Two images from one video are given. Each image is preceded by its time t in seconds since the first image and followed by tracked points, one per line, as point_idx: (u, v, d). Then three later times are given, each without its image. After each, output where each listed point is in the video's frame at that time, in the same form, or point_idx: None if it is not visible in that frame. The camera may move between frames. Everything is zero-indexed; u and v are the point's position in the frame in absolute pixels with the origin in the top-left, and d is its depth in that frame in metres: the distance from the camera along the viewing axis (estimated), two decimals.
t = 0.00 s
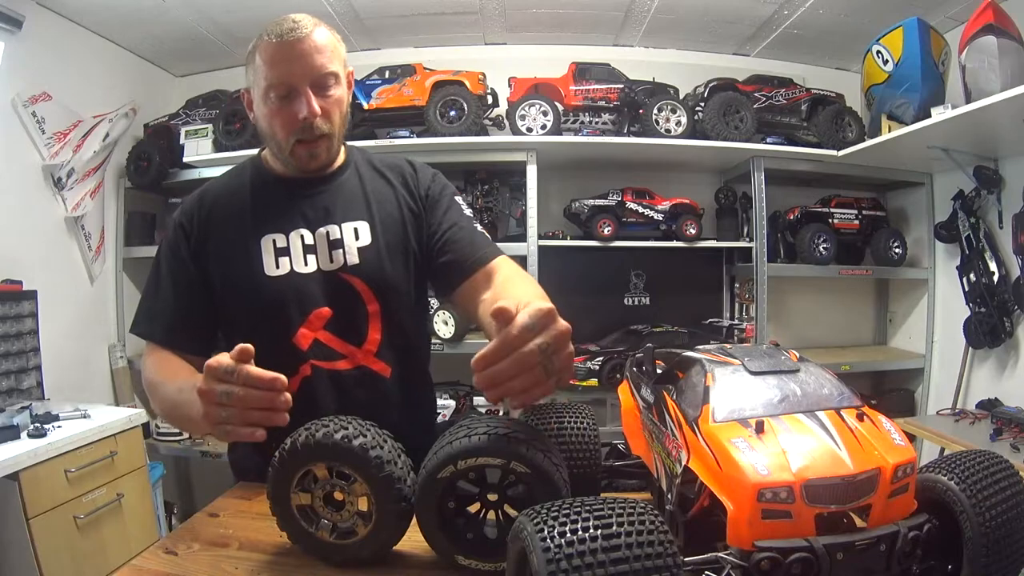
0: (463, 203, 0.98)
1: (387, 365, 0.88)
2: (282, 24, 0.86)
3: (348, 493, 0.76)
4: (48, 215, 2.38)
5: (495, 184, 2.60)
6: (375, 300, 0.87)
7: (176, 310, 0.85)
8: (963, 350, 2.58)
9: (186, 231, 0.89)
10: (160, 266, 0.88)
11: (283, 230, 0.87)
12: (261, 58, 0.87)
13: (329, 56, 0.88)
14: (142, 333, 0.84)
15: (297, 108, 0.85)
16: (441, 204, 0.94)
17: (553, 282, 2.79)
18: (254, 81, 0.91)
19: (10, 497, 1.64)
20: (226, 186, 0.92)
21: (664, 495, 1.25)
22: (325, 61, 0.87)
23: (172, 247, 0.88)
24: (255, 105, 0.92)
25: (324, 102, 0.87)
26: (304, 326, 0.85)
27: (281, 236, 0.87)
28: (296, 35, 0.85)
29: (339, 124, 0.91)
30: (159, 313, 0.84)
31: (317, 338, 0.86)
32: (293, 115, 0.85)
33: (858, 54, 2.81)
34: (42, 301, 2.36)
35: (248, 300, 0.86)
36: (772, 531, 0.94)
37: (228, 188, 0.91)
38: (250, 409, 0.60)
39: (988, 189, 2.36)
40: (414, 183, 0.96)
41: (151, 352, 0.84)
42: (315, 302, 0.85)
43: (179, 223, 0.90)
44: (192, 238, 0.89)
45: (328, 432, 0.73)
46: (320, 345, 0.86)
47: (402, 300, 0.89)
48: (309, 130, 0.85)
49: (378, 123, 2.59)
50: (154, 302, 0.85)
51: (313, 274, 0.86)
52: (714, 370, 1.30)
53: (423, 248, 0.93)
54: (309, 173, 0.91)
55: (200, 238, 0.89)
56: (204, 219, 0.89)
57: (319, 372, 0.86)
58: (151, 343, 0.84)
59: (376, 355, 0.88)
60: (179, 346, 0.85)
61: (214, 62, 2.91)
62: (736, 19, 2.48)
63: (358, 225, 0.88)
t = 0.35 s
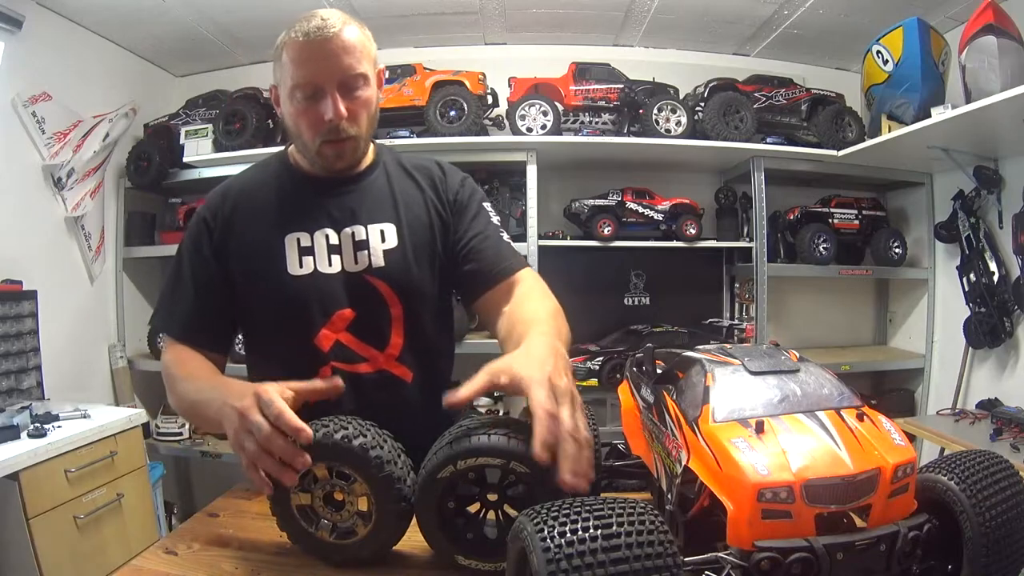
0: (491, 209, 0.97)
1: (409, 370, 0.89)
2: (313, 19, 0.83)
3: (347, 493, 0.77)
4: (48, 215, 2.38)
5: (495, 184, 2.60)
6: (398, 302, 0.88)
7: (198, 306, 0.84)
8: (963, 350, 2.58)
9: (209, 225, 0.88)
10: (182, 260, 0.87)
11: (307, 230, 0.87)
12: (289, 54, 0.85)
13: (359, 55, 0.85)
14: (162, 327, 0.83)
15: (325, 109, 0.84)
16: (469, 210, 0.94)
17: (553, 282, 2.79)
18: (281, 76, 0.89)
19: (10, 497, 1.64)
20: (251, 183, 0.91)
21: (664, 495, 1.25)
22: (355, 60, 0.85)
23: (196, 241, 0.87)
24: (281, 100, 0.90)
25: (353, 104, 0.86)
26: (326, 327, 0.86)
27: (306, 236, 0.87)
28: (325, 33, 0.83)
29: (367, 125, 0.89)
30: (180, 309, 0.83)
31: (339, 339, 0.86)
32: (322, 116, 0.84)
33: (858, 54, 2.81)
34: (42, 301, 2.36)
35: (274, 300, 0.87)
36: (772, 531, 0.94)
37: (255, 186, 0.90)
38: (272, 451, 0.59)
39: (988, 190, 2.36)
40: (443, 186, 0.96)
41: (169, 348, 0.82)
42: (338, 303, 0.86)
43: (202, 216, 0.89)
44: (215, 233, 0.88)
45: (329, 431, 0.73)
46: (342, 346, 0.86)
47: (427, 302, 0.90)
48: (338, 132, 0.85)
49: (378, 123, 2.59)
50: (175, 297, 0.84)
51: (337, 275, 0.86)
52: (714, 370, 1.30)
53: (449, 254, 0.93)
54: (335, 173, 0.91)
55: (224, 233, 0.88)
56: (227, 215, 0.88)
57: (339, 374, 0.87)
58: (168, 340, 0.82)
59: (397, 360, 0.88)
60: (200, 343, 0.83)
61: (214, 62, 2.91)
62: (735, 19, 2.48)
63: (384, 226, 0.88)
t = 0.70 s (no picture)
0: (514, 214, 0.99)
1: (432, 373, 0.91)
2: (323, 24, 0.81)
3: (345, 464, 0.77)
4: (47, 215, 2.38)
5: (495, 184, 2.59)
6: (422, 305, 0.88)
7: (203, 314, 0.88)
8: (963, 350, 2.58)
9: (216, 233, 0.89)
10: (191, 266, 0.89)
11: (326, 233, 0.86)
12: (299, 59, 0.83)
13: (371, 60, 0.84)
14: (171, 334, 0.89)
15: (340, 118, 0.84)
16: (497, 221, 0.95)
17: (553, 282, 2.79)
18: (291, 78, 0.87)
19: (10, 497, 1.64)
20: (261, 187, 0.90)
21: (664, 495, 1.26)
22: (368, 66, 0.84)
23: (202, 249, 0.88)
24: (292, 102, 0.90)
25: (366, 110, 0.86)
26: (346, 332, 0.86)
27: (324, 239, 0.86)
28: (336, 39, 0.81)
29: (382, 129, 0.90)
30: (187, 317, 0.88)
31: (361, 343, 0.87)
32: (336, 125, 0.84)
33: (858, 54, 2.81)
34: (42, 301, 2.36)
35: (282, 307, 0.87)
36: (770, 530, 0.94)
37: (264, 190, 0.89)
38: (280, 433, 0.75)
39: (988, 189, 2.36)
40: (467, 189, 0.96)
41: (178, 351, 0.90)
42: (360, 306, 0.86)
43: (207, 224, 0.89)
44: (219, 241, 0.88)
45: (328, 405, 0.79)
46: (365, 350, 0.87)
47: (449, 303, 0.91)
48: (353, 141, 0.85)
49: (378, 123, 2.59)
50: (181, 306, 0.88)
51: (359, 278, 0.85)
52: (714, 370, 1.29)
53: (476, 254, 0.95)
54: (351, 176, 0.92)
55: (231, 241, 0.88)
56: (236, 220, 0.88)
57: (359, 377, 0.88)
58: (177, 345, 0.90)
59: (419, 362, 0.90)
60: (202, 347, 0.90)
61: (214, 62, 2.91)
62: (735, 19, 2.48)
63: (408, 227, 0.88)
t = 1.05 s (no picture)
0: (511, 213, 0.97)
1: (427, 376, 0.91)
2: (313, 31, 0.81)
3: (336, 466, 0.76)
4: (47, 215, 2.38)
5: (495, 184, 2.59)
6: (417, 309, 0.88)
7: (202, 316, 0.88)
8: (963, 350, 2.58)
9: (214, 236, 0.88)
10: (191, 270, 0.89)
11: (320, 237, 0.86)
12: (289, 66, 0.83)
13: (359, 68, 0.84)
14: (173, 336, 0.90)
15: (328, 125, 0.84)
16: (490, 218, 0.94)
17: (553, 282, 2.79)
18: (282, 86, 0.88)
19: (10, 497, 1.64)
20: (256, 189, 0.90)
21: (664, 495, 1.26)
22: (356, 72, 0.84)
23: (202, 254, 0.88)
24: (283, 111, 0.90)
25: (355, 117, 0.85)
26: (340, 336, 0.87)
27: (318, 242, 0.86)
28: (324, 45, 0.81)
29: (373, 134, 0.89)
30: (186, 319, 0.88)
31: (356, 347, 0.88)
32: (324, 132, 0.84)
33: (858, 54, 2.81)
34: (42, 301, 2.36)
35: (280, 309, 0.87)
36: (772, 531, 0.94)
37: (260, 192, 0.89)
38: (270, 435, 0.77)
39: (988, 189, 2.36)
40: (461, 188, 0.95)
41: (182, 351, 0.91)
42: (352, 311, 0.86)
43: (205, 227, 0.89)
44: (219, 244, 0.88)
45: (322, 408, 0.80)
46: (359, 354, 0.88)
47: (443, 305, 0.91)
48: (343, 147, 0.85)
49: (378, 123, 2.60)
50: (183, 308, 0.89)
51: (352, 282, 0.85)
52: (714, 370, 1.29)
53: (470, 253, 0.95)
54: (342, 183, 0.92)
55: (229, 245, 0.88)
56: (233, 224, 0.88)
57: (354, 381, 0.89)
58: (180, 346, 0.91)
59: (414, 365, 0.90)
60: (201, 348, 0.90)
61: (214, 62, 2.91)
62: (735, 19, 2.48)
63: (401, 230, 0.88)
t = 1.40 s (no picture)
0: (495, 211, 0.98)
1: (413, 372, 0.90)
2: (290, 27, 0.84)
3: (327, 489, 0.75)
4: (47, 215, 2.38)
5: (495, 184, 2.59)
6: (400, 304, 0.88)
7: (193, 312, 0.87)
8: (964, 350, 2.58)
9: (208, 233, 0.89)
10: (185, 268, 0.89)
11: (305, 233, 0.86)
12: (270, 65, 0.86)
13: (335, 61, 0.86)
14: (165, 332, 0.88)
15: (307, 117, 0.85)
16: (474, 214, 0.94)
17: (552, 282, 2.79)
18: (266, 86, 0.90)
19: (10, 497, 1.64)
20: (248, 187, 0.91)
21: (664, 495, 1.26)
22: (333, 64, 0.86)
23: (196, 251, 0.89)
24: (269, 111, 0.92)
25: (334, 108, 0.86)
26: (324, 331, 0.86)
27: (304, 239, 0.86)
28: (300, 39, 0.84)
29: (354, 125, 0.90)
30: (178, 314, 0.87)
31: (340, 342, 0.87)
32: (304, 123, 0.85)
33: (858, 54, 2.81)
34: (42, 301, 2.36)
35: (267, 307, 0.86)
36: (771, 531, 0.94)
37: (253, 191, 0.90)
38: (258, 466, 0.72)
39: (988, 189, 2.36)
40: (446, 185, 0.96)
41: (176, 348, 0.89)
42: (337, 305, 0.85)
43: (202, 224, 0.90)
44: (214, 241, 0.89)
45: (305, 425, 0.73)
46: (343, 348, 0.87)
47: (431, 302, 0.90)
48: (323, 137, 0.86)
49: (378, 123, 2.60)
50: (176, 303, 0.88)
51: (335, 277, 0.85)
52: (714, 370, 1.30)
53: (454, 250, 0.94)
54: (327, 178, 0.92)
55: (222, 241, 0.88)
56: (226, 220, 0.88)
57: (339, 376, 0.88)
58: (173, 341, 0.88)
59: (398, 361, 0.89)
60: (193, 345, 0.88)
61: (214, 62, 2.91)
62: (735, 19, 2.48)
63: (384, 226, 0.88)
